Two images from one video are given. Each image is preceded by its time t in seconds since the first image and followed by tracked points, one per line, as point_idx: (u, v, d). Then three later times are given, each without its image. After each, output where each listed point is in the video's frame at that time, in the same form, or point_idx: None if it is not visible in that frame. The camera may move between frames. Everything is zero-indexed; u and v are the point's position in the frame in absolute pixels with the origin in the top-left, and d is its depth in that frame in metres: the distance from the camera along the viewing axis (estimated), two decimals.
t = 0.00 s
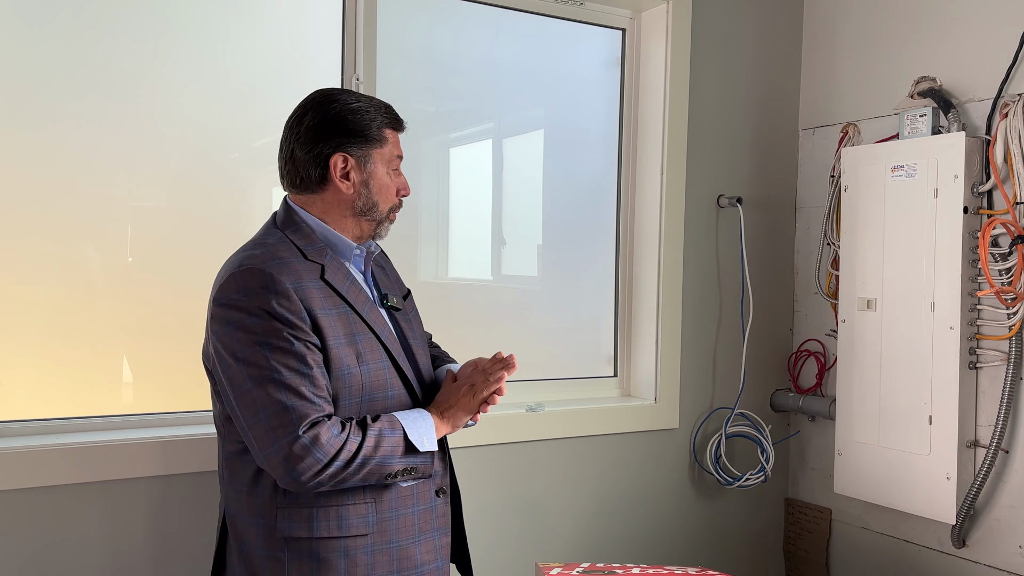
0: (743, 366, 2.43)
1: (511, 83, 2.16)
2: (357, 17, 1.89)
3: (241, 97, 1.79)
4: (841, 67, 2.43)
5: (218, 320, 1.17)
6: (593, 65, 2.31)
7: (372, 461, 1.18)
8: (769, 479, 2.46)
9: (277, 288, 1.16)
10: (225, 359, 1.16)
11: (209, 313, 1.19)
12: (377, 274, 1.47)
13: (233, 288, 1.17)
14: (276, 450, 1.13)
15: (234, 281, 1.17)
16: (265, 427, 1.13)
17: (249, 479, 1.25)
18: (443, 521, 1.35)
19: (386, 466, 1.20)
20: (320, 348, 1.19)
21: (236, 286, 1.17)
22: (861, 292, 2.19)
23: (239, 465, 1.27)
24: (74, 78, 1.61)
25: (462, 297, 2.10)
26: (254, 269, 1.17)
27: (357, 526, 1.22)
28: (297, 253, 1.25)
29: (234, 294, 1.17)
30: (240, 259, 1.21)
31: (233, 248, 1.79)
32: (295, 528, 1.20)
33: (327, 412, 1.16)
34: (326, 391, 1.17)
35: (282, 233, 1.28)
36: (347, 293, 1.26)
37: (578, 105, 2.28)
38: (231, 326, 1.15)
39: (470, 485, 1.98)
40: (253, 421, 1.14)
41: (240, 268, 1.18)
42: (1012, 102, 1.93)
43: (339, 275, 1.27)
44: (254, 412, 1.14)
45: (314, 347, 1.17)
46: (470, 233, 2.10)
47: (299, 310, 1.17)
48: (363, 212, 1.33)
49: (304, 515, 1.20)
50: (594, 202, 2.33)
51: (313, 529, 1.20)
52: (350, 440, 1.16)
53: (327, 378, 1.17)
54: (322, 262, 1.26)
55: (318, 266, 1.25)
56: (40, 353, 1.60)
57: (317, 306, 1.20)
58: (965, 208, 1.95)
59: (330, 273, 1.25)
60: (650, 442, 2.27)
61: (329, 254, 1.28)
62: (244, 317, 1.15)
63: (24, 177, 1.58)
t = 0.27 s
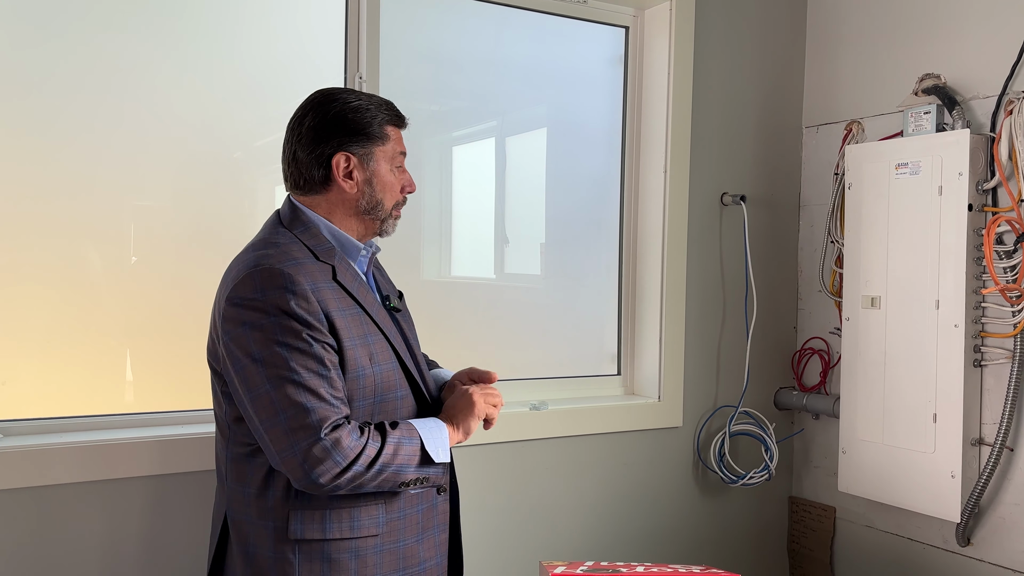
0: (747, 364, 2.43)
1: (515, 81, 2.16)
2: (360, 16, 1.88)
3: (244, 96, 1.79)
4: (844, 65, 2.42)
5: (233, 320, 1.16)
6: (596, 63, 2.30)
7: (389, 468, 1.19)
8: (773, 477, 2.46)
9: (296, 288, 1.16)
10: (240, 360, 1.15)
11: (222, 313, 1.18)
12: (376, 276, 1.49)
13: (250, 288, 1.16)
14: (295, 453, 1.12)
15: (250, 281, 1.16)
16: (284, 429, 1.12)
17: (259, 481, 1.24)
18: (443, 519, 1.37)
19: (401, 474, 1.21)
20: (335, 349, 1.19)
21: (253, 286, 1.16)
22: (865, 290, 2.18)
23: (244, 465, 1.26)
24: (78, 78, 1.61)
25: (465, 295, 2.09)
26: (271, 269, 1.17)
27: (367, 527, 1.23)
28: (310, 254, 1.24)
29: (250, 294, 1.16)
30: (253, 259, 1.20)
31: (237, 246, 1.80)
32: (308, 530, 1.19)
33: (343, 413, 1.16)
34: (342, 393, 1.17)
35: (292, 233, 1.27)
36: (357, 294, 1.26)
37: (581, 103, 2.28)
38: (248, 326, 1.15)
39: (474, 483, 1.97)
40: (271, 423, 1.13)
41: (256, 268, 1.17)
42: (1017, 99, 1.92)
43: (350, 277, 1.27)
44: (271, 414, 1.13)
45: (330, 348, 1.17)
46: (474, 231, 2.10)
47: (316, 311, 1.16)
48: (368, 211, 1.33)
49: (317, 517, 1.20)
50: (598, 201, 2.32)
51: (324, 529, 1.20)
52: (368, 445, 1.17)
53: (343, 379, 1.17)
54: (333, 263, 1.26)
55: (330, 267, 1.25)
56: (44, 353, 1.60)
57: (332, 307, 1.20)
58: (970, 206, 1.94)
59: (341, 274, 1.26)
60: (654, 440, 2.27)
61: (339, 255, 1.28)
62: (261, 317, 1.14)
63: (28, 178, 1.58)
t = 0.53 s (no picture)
0: (750, 363, 2.42)
1: (517, 80, 2.16)
2: (362, 15, 1.88)
3: (249, 95, 1.79)
4: (848, 63, 2.42)
5: (230, 323, 1.15)
6: (599, 62, 2.31)
7: (384, 484, 1.19)
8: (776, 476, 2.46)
9: (293, 292, 1.16)
10: (237, 362, 1.15)
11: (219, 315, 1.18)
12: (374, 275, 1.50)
13: (247, 291, 1.15)
14: (291, 457, 1.12)
15: (248, 284, 1.16)
16: (280, 432, 1.13)
17: (254, 479, 1.24)
18: (433, 519, 1.36)
19: (394, 491, 1.21)
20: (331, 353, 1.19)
21: (250, 288, 1.15)
22: (868, 288, 2.18)
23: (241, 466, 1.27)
24: (83, 78, 1.62)
25: (468, 294, 2.09)
26: (268, 271, 1.16)
27: (358, 528, 1.22)
28: (308, 256, 1.24)
29: (248, 297, 1.15)
30: (250, 261, 1.20)
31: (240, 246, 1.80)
32: (299, 530, 1.19)
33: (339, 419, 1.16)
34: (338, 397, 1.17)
35: (289, 234, 1.27)
36: (354, 298, 1.26)
37: (584, 102, 2.28)
38: (245, 328, 1.14)
39: (477, 482, 1.98)
40: (267, 426, 1.13)
41: (253, 270, 1.17)
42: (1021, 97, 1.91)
43: (346, 279, 1.27)
44: (268, 417, 1.13)
45: (327, 352, 1.17)
46: (478, 230, 2.10)
47: (313, 316, 1.16)
48: (365, 213, 1.33)
49: (309, 518, 1.20)
50: (600, 200, 2.32)
51: (315, 530, 1.19)
52: (366, 455, 1.16)
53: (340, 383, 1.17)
54: (329, 264, 1.26)
55: (328, 270, 1.25)
56: (50, 352, 1.60)
57: (329, 310, 1.20)
58: (974, 204, 1.94)
59: (338, 276, 1.25)
60: (656, 439, 2.27)
61: (336, 257, 1.28)
62: (258, 320, 1.14)
63: (34, 177, 1.58)
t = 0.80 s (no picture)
0: (752, 362, 2.42)
1: (519, 79, 2.16)
2: (364, 15, 1.89)
3: (251, 95, 1.79)
4: (849, 61, 2.42)
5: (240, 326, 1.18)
6: (601, 61, 2.31)
7: (429, 409, 1.20)
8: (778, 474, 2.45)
9: (296, 284, 1.18)
10: (258, 362, 1.17)
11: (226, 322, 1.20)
12: (370, 263, 1.52)
13: (251, 294, 1.18)
14: (343, 431, 1.13)
15: (251, 287, 1.18)
16: (325, 413, 1.14)
17: (277, 470, 1.27)
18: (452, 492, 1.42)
19: (441, 407, 1.22)
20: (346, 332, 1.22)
21: (254, 291, 1.18)
22: (870, 287, 2.18)
23: (263, 463, 1.28)
24: (86, 78, 1.62)
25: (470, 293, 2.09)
26: (268, 271, 1.19)
27: (387, 506, 1.27)
28: (305, 252, 1.27)
29: (254, 298, 1.18)
30: (247, 266, 1.22)
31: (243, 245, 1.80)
32: (329, 512, 1.23)
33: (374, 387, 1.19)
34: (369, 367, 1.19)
35: (279, 232, 1.29)
36: (354, 281, 1.29)
37: (585, 101, 2.28)
38: (257, 328, 1.17)
39: (480, 480, 1.98)
40: (310, 410, 1.14)
41: (254, 273, 1.19)
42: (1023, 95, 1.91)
43: (344, 266, 1.30)
44: (307, 402, 1.15)
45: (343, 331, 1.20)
46: (479, 229, 2.10)
47: (322, 302, 1.19)
48: (341, 217, 1.34)
49: (338, 499, 1.24)
50: (602, 198, 2.32)
51: (347, 511, 1.24)
52: (402, 400, 1.17)
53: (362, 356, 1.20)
54: (325, 254, 1.28)
55: (328, 259, 1.28)
56: (55, 352, 1.61)
57: (335, 294, 1.23)
58: (976, 202, 1.94)
59: (336, 265, 1.28)
60: (659, 438, 2.27)
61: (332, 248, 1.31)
62: (269, 318, 1.17)
63: (38, 178, 1.59)
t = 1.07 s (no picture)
0: (755, 361, 2.42)
1: (520, 78, 2.15)
2: (366, 15, 1.89)
3: (253, 95, 1.79)
4: (852, 60, 2.42)
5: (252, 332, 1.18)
6: (603, 60, 2.30)
7: (455, 415, 1.23)
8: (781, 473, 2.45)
9: (307, 289, 1.19)
10: (273, 367, 1.17)
11: (237, 330, 1.20)
12: (371, 265, 1.53)
13: (262, 301, 1.18)
14: (364, 428, 1.15)
15: (262, 294, 1.18)
16: (345, 412, 1.15)
17: (291, 474, 1.27)
18: (467, 484, 1.44)
19: (463, 418, 1.25)
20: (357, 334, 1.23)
21: (265, 297, 1.18)
22: (873, 285, 2.17)
23: (278, 467, 1.28)
24: (90, 78, 1.62)
25: (472, 292, 2.09)
26: (278, 277, 1.19)
27: (406, 502, 1.28)
28: (311, 257, 1.27)
29: (265, 305, 1.18)
30: (255, 274, 1.22)
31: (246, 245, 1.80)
32: (349, 512, 1.24)
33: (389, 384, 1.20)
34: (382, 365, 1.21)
35: (284, 238, 1.29)
36: (360, 283, 1.30)
37: (587, 100, 2.28)
38: (271, 333, 1.17)
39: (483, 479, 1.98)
40: (329, 410, 1.15)
41: (264, 279, 1.19)
42: None
43: (349, 269, 1.31)
44: (326, 403, 1.15)
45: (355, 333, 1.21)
46: (480, 229, 2.10)
47: (333, 304, 1.20)
48: (343, 219, 1.34)
49: (357, 499, 1.25)
50: (605, 198, 2.32)
51: (367, 509, 1.25)
52: (428, 400, 1.20)
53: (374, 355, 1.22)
54: (329, 258, 1.28)
55: (335, 263, 1.29)
56: (60, 352, 1.61)
57: (344, 297, 1.24)
58: (979, 201, 1.94)
59: (341, 268, 1.29)
60: (661, 437, 2.27)
61: (335, 252, 1.32)
62: (282, 322, 1.17)
63: (42, 178, 1.59)
